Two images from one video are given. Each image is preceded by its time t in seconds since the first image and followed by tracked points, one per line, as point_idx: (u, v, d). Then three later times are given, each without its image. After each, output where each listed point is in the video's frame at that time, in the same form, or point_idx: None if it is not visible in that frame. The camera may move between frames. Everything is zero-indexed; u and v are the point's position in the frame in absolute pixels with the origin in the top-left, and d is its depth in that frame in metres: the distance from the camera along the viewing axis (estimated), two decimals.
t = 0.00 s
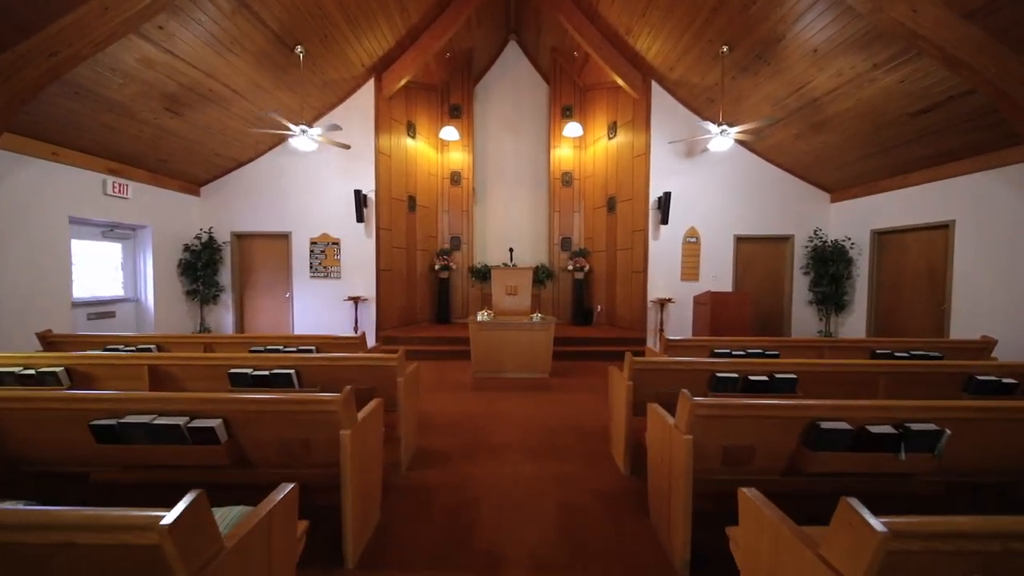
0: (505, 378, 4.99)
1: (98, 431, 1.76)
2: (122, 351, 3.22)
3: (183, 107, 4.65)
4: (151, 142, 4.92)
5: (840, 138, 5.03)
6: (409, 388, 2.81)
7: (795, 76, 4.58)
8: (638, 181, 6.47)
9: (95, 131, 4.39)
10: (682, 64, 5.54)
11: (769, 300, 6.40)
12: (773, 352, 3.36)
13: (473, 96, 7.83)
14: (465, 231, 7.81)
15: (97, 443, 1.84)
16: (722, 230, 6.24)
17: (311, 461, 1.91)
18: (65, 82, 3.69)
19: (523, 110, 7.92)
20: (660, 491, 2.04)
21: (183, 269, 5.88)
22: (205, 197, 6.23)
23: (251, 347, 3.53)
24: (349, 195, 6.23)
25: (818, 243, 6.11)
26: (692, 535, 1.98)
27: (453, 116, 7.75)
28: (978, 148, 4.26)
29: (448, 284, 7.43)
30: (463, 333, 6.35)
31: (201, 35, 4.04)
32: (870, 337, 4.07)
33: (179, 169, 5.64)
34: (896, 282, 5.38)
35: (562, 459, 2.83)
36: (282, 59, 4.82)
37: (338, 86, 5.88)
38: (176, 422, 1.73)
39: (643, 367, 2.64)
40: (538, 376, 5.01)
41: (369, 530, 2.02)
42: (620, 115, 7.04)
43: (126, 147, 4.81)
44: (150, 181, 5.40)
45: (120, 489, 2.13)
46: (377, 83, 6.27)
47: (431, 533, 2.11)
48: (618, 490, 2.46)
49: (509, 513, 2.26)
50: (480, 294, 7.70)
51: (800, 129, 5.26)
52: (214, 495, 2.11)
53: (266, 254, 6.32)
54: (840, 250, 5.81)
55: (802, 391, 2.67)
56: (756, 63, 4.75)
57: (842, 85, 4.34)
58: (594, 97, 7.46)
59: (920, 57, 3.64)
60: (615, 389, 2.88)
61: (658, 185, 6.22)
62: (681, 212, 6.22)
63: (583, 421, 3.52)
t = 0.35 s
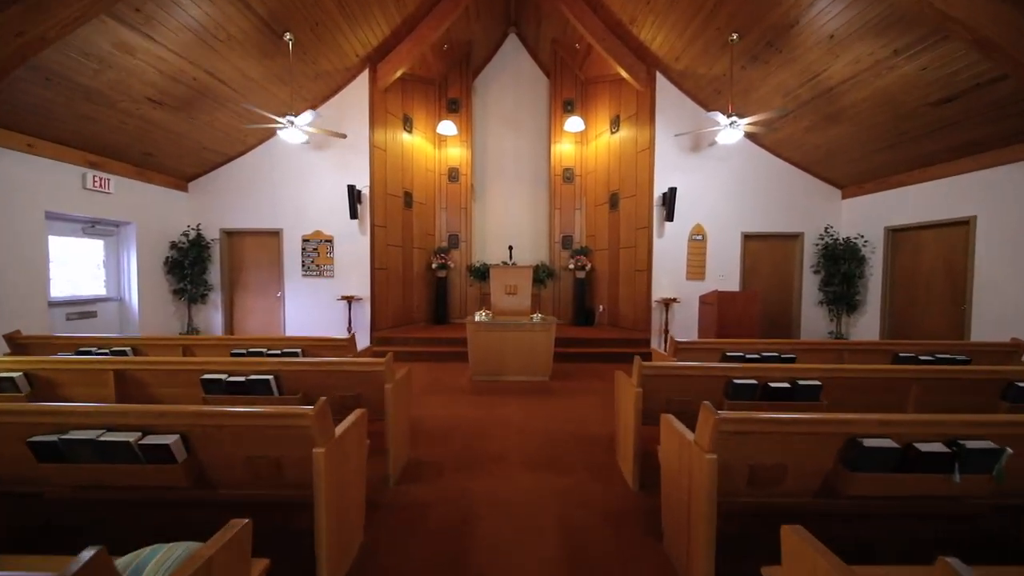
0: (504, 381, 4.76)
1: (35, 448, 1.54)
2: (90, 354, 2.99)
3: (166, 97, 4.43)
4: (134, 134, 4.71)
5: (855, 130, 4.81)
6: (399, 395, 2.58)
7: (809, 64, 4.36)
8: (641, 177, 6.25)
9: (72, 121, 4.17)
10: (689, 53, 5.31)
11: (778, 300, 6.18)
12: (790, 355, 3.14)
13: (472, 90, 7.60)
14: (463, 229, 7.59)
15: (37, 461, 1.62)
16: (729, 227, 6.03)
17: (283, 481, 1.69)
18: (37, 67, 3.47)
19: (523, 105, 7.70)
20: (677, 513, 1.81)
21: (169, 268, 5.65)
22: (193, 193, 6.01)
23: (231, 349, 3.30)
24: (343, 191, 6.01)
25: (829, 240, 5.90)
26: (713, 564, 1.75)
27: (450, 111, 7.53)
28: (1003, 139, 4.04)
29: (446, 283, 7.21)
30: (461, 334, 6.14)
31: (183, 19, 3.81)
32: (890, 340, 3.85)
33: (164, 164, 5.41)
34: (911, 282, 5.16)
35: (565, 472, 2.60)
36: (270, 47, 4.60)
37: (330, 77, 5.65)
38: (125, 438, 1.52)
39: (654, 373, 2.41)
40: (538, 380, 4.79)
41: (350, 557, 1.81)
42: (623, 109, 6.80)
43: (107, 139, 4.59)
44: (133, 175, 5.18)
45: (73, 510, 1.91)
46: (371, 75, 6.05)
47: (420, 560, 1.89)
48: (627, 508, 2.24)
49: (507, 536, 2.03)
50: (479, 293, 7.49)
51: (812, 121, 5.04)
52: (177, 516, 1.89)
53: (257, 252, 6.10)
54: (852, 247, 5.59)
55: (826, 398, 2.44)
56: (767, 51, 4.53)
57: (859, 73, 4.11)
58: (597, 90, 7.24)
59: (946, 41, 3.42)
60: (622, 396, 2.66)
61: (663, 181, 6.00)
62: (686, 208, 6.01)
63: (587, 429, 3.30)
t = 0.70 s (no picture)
0: (504, 386, 4.54)
1: None
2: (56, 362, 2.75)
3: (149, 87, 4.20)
4: (116, 127, 4.48)
5: (873, 123, 4.58)
6: (390, 407, 2.35)
7: (827, 52, 4.13)
8: (647, 173, 6.02)
9: (49, 113, 3.94)
10: (698, 43, 5.08)
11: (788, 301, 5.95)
12: (813, 362, 2.91)
13: (472, 84, 7.37)
14: (462, 227, 7.37)
15: None
16: (738, 225, 5.80)
17: (251, 513, 1.47)
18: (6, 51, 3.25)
19: (524, 99, 7.47)
20: (703, 548, 1.59)
21: (155, 267, 5.42)
22: (181, 189, 5.78)
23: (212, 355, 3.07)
24: (337, 187, 5.79)
25: (842, 239, 5.68)
26: None
27: (449, 105, 7.30)
28: None
29: (445, 283, 6.99)
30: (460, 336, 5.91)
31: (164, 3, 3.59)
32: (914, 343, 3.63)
33: (150, 158, 5.18)
34: (930, 282, 4.95)
35: (572, 491, 2.38)
36: (258, 34, 4.37)
37: (323, 68, 5.42)
38: (60, 469, 1.28)
39: (671, 385, 2.17)
40: (540, 385, 4.57)
41: None
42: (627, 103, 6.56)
43: (87, 131, 4.36)
44: (117, 170, 4.95)
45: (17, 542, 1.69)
46: (366, 67, 5.82)
47: None
48: (643, 535, 2.01)
49: (509, 570, 1.81)
50: (479, 293, 7.28)
51: (828, 114, 4.81)
52: (134, 549, 1.66)
53: (247, 251, 5.87)
54: (867, 247, 5.37)
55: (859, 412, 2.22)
56: (782, 39, 4.30)
57: (881, 61, 3.89)
58: (600, 84, 7.00)
59: (979, 24, 3.19)
60: (634, 408, 2.43)
61: (669, 177, 5.78)
62: (694, 205, 5.78)
63: (594, 442, 3.07)
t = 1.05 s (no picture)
0: (504, 391, 4.33)
1: None
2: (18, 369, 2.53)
3: (131, 77, 3.99)
4: (97, 119, 4.27)
5: (891, 114, 4.37)
6: (378, 418, 2.13)
7: (845, 39, 3.92)
8: (652, 169, 5.80)
9: (23, 101, 3.73)
10: (707, 32, 4.87)
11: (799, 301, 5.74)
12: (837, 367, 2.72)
13: (470, 77, 7.16)
14: (461, 225, 7.16)
15: None
16: (747, 222, 5.59)
17: (208, 553, 1.25)
18: None
19: (524, 94, 7.26)
20: None
21: (140, 265, 5.20)
22: (169, 185, 5.57)
23: (190, 360, 2.86)
24: (330, 183, 5.57)
25: (855, 237, 5.47)
26: None
27: (447, 100, 7.09)
28: None
29: (443, 283, 6.78)
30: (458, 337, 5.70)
31: None
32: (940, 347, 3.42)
33: (134, 152, 4.96)
34: (949, 281, 4.75)
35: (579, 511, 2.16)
36: (246, 21, 4.15)
37: (316, 58, 5.20)
38: None
39: (690, 395, 1.94)
40: (542, 389, 4.36)
41: None
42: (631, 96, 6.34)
43: (67, 123, 4.15)
44: (99, 165, 4.73)
45: None
46: (361, 59, 5.60)
47: None
48: (660, 565, 1.80)
49: None
50: (478, 293, 7.08)
51: (842, 106, 4.60)
52: None
53: (237, 249, 5.66)
54: (882, 245, 5.15)
55: (895, 424, 2.01)
56: (797, 25, 4.08)
57: (904, 48, 3.67)
58: (603, 77, 6.79)
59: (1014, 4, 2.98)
60: (647, 419, 2.20)
61: (676, 173, 5.57)
62: (701, 202, 5.57)
63: (601, 454, 2.85)
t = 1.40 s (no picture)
0: (503, 398, 4.10)
1: None
2: None
3: (105, 66, 3.76)
4: (71, 111, 4.04)
5: (910, 106, 4.14)
6: (359, 438, 1.89)
7: (864, 25, 3.69)
8: (657, 164, 5.57)
9: None
10: (716, 20, 4.64)
11: (810, 302, 5.51)
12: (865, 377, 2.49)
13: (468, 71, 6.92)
14: (459, 224, 6.93)
15: None
16: (756, 220, 5.35)
17: None
18: None
19: (524, 88, 7.03)
20: None
21: (122, 265, 4.97)
22: (154, 182, 5.34)
23: (161, 369, 2.63)
24: (321, 179, 5.34)
25: (870, 236, 5.23)
26: None
27: (445, 94, 6.85)
28: None
29: (440, 283, 6.56)
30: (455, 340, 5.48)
31: None
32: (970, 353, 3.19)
33: (115, 147, 4.74)
34: (970, 281, 4.52)
35: (584, 541, 1.94)
36: (229, 7, 3.92)
37: (306, 49, 4.97)
38: None
39: (711, 414, 1.70)
40: (542, 396, 4.13)
41: None
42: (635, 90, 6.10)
43: (39, 115, 3.92)
44: (76, 160, 4.50)
45: None
46: (354, 50, 5.37)
47: None
48: None
49: None
50: (476, 294, 6.86)
51: (859, 97, 4.37)
52: None
53: (225, 248, 5.44)
54: (898, 244, 4.92)
55: (941, 447, 1.78)
56: (812, 11, 3.85)
57: (928, 33, 3.44)
58: (606, 71, 6.55)
59: None
60: (660, 438, 1.95)
61: (682, 169, 5.34)
62: (708, 199, 5.34)
63: (607, 472, 2.62)
